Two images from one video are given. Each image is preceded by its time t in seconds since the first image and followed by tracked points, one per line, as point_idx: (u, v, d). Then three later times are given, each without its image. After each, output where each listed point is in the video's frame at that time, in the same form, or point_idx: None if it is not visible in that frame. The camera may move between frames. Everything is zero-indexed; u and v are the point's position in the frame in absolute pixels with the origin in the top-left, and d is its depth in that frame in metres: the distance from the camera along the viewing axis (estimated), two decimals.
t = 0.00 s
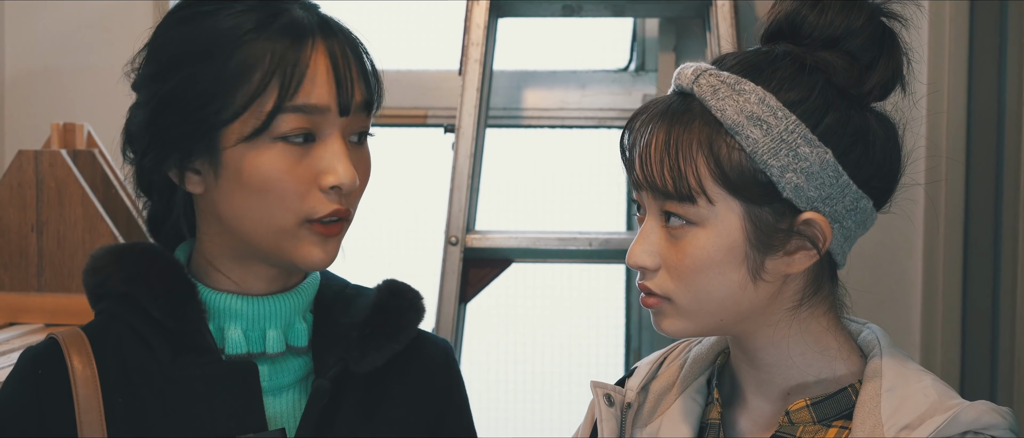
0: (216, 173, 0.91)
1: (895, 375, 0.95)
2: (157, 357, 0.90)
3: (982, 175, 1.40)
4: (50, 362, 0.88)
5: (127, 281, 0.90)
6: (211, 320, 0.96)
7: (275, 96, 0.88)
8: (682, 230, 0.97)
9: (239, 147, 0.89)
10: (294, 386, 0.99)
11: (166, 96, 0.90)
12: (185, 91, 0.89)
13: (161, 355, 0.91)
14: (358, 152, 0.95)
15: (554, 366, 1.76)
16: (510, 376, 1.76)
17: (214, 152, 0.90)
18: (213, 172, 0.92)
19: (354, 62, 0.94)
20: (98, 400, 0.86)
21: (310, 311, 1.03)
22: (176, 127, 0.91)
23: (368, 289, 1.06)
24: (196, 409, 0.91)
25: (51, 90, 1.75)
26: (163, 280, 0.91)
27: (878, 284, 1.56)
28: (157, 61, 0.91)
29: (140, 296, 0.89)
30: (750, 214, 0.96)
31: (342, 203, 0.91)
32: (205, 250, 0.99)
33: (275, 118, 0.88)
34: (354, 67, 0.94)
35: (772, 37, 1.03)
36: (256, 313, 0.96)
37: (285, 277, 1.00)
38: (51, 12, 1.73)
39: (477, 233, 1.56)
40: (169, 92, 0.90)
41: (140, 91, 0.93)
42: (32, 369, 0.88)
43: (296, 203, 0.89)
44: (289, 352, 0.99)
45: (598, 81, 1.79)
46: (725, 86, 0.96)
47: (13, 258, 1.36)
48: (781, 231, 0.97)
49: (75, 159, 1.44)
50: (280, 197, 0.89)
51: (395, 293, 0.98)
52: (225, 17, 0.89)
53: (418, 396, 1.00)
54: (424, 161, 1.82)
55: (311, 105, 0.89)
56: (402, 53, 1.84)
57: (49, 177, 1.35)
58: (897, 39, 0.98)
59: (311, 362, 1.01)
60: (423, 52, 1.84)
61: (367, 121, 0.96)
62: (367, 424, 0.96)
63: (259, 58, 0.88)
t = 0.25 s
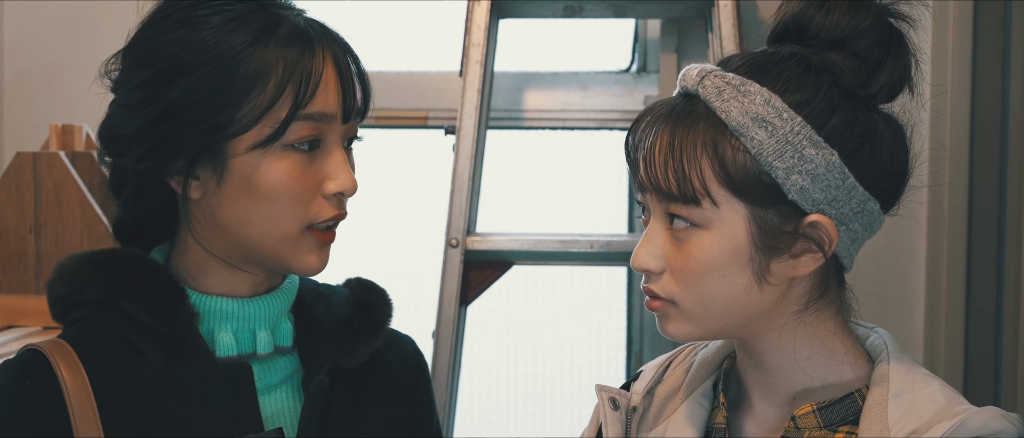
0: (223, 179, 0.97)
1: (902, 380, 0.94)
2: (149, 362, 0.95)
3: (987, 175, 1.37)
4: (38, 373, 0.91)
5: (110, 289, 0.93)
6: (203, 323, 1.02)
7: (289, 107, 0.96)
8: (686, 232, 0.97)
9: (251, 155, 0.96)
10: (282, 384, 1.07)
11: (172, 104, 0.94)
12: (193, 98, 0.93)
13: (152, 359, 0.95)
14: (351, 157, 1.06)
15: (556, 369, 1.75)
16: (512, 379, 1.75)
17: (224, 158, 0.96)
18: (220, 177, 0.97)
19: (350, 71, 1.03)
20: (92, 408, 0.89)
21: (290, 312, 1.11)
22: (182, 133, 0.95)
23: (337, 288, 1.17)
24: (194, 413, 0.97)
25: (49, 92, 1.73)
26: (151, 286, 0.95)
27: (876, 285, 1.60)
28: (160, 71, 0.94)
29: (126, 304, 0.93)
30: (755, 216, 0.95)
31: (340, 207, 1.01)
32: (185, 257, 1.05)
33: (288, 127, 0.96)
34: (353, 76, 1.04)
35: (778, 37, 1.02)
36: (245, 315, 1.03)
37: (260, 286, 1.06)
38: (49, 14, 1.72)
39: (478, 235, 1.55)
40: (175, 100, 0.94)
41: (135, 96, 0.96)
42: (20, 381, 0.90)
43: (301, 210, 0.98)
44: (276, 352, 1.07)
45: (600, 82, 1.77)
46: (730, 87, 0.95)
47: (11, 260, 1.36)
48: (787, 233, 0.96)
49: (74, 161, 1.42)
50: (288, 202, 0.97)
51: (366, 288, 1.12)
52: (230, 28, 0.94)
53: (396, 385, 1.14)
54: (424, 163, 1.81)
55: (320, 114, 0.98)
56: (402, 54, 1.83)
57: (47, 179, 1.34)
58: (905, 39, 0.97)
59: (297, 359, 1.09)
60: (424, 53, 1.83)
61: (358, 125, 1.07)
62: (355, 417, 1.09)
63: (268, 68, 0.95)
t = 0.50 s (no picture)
0: (206, 184, 0.97)
1: (905, 384, 0.93)
2: (135, 369, 0.98)
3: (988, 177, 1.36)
4: (19, 382, 0.93)
5: (93, 294, 0.96)
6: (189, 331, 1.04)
7: (276, 113, 0.96)
8: (685, 235, 0.96)
9: (237, 161, 0.96)
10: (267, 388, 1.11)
11: (158, 106, 0.94)
12: (180, 101, 0.94)
13: (139, 366, 0.98)
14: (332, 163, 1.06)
15: (556, 371, 1.73)
16: (511, 381, 1.74)
17: (208, 164, 0.96)
18: (204, 183, 0.97)
19: (335, 80, 1.03)
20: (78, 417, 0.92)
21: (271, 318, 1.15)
22: (167, 136, 0.95)
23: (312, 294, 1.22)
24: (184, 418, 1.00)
25: (44, 93, 1.72)
26: (136, 291, 0.97)
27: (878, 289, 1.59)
28: (147, 73, 0.94)
29: (110, 309, 0.96)
30: (755, 219, 0.94)
31: (324, 214, 1.01)
32: (167, 260, 1.05)
33: (273, 135, 0.96)
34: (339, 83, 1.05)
35: (779, 38, 1.01)
36: (230, 322, 1.05)
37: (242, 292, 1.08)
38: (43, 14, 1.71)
39: (475, 237, 1.55)
40: (161, 102, 0.94)
41: (120, 96, 0.96)
42: (5, 392, 0.92)
43: (286, 218, 0.98)
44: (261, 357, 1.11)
45: (599, 83, 1.76)
46: (729, 88, 0.94)
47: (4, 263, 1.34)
48: (786, 236, 0.95)
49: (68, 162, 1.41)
50: (272, 210, 0.97)
51: (344, 292, 1.18)
52: (219, 31, 0.94)
53: (377, 385, 1.19)
54: (421, 164, 1.81)
55: (308, 121, 0.99)
56: (399, 54, 1.82)
57: (41, 181, 1.33)
58: (908, 39, 0.96)
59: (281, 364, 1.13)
60: (422, 54, 1.81)
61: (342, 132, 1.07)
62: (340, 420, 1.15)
63: (256, 74, 0.95)
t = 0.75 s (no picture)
0: (197, 188, 0.96)
1: (904, 389, 0.92)
2: (130, 374, 0.95)
3: (986, 181, 1.35)
4: (11, 385, 0.89)
5: (88, 297, 0.93)
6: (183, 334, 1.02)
7: (265, 115, 0.95)
8: (681, 240, 0.95)
9: (227, 164, 0.95)
10: (263, 392, 1.08)
11: (146, 108, 0.93)
12: (168, 103, 0.93)
13: (134, 371, 0.95)
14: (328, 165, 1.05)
15: (554, 373, 1.72)
16: (508, 384, 1.72)
17: (198, 166, 0.95)
18: (194, 186, 0.96)
19: (327, 78, 1.02)
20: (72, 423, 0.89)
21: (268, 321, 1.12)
22: (155, 139, 0.94)
23: (313, 295, 1.19)
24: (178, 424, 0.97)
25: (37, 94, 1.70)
26: (132, 296, 0.95)
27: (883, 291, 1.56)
28: (135, 75, 0.93)
29: (105, 314, 0.93)
30: (752, 223, 0.93)
31: (318, 216, 1.00)
32: (161, 264, 1.04)
33: (262, 136, 0.95)
34: (329, 83, 1.03)
35: (776, 39, 1.01)
36: (225, 325, 1.03)
37: (236, 297, 1.06)
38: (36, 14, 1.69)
39: (471, 239, 1.53)
40: (149, 104, 0.93)
41: (109, 99, 0.95)
42: None
43: (278, 221, 0.97)
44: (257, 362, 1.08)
45: (597, 84, 1.75)
46: (725, 92, 0.93)
47: None
48: (783, 240, 0.94)
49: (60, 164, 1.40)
50: (264, 213, 0.96)
51: (343, 295, 1.14)
52: (206, 32, 0.93)
53: (376, 390, 1.15)
54: (418, 165, 1.80)
55: (297, 122, 0.97)
56: (396, 55, 1.81)
57: (33, 183, 1.32)
58: (905, 39, 0.95)
59: (278, 367, 1.11)
60: (419, 55, 1.80)
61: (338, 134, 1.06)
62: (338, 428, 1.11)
63: (243, 75, 0.94)
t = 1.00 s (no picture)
0: (199, 195, 0.95)
1: (906, 394, 0.91)
2: (134, 375, 0.94)
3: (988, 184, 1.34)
4: (15, 386, 0.88)
5: (95, 298, 0.92)
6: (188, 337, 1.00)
7: (267, 123, 0.93)
8: (682, 244, 0.94)
9: (228, 171, 0.94)
10: (271, 396, 1.05)
11: (149, 114, 0.92)
12: (170, 109, 0.91)
13: (139, 372, 0.94)
14: (336, 172, 1.03)
15: (554, 377, 1.72)
16: (508, 387, 1.72)
17: (200, 172, 0.94)
18: (196, 192, 0.95)
19: (333, 83, 1.00)
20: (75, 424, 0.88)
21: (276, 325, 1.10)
22: (158, 145, 0.93)
23: (324, 299, 1.17)
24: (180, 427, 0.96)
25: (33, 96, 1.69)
26: (139, 297, 0.94)
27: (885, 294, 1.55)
28: (137, 80, 0.92)
29: (111, 314, 0.92)
30: (753, 228, 0.92)
31: (323, 225, 0.98)
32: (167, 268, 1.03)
33: (264, 143, 0.94)
34: (336, 89, 1.01)
35: (779, 43, 1.00)
36: (230, 328, 1.01)
37: (241, 302, 1.04)
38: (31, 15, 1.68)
39: (471, 242, 1.52)
40: (152, 110, 0.92)
41: (114, 104, 0.94)
42: None
43: (281, 229, 0.96)
44: (263, 365, 1.06)
45: (597, 87, 1.74)
46: (727, 95, 0.93)
47: None
48: (784, 245, 0.93)
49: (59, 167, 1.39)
50: (268, 220, 0.95)
51: (353, 298, 1.11)
52: (209, 36, 0.92)
53: (385, 393, 1.13)
54: (418, 168, 1.80)
55: (300, 130, 0.95)
56: (396, 57, 1.80)
57: (32, 186, 1.31)
58: (909, 44, 0.95)
59: (285, 371, 1.08)
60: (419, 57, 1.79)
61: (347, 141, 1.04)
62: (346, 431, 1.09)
63: (245, 81, 0.93)
